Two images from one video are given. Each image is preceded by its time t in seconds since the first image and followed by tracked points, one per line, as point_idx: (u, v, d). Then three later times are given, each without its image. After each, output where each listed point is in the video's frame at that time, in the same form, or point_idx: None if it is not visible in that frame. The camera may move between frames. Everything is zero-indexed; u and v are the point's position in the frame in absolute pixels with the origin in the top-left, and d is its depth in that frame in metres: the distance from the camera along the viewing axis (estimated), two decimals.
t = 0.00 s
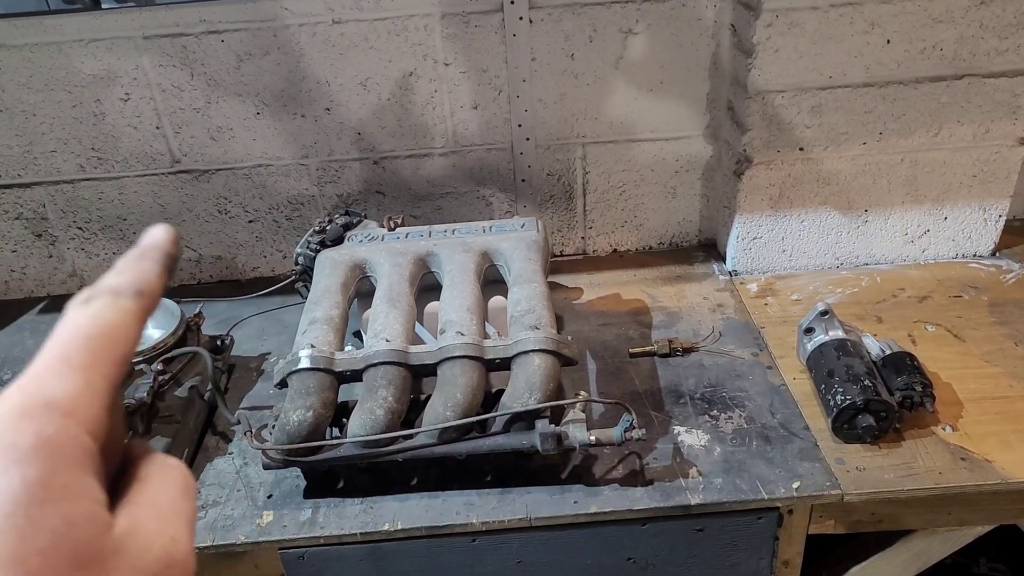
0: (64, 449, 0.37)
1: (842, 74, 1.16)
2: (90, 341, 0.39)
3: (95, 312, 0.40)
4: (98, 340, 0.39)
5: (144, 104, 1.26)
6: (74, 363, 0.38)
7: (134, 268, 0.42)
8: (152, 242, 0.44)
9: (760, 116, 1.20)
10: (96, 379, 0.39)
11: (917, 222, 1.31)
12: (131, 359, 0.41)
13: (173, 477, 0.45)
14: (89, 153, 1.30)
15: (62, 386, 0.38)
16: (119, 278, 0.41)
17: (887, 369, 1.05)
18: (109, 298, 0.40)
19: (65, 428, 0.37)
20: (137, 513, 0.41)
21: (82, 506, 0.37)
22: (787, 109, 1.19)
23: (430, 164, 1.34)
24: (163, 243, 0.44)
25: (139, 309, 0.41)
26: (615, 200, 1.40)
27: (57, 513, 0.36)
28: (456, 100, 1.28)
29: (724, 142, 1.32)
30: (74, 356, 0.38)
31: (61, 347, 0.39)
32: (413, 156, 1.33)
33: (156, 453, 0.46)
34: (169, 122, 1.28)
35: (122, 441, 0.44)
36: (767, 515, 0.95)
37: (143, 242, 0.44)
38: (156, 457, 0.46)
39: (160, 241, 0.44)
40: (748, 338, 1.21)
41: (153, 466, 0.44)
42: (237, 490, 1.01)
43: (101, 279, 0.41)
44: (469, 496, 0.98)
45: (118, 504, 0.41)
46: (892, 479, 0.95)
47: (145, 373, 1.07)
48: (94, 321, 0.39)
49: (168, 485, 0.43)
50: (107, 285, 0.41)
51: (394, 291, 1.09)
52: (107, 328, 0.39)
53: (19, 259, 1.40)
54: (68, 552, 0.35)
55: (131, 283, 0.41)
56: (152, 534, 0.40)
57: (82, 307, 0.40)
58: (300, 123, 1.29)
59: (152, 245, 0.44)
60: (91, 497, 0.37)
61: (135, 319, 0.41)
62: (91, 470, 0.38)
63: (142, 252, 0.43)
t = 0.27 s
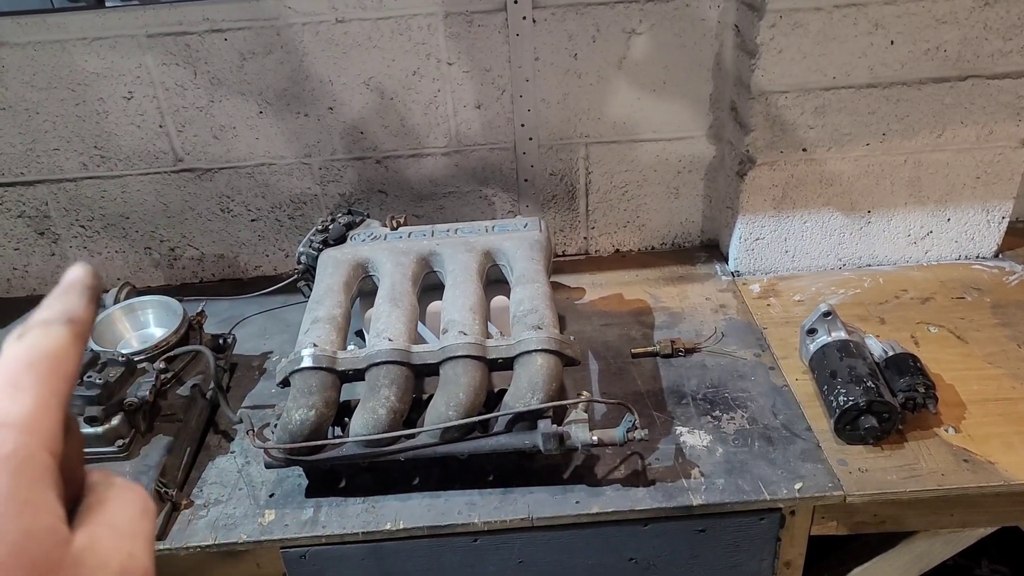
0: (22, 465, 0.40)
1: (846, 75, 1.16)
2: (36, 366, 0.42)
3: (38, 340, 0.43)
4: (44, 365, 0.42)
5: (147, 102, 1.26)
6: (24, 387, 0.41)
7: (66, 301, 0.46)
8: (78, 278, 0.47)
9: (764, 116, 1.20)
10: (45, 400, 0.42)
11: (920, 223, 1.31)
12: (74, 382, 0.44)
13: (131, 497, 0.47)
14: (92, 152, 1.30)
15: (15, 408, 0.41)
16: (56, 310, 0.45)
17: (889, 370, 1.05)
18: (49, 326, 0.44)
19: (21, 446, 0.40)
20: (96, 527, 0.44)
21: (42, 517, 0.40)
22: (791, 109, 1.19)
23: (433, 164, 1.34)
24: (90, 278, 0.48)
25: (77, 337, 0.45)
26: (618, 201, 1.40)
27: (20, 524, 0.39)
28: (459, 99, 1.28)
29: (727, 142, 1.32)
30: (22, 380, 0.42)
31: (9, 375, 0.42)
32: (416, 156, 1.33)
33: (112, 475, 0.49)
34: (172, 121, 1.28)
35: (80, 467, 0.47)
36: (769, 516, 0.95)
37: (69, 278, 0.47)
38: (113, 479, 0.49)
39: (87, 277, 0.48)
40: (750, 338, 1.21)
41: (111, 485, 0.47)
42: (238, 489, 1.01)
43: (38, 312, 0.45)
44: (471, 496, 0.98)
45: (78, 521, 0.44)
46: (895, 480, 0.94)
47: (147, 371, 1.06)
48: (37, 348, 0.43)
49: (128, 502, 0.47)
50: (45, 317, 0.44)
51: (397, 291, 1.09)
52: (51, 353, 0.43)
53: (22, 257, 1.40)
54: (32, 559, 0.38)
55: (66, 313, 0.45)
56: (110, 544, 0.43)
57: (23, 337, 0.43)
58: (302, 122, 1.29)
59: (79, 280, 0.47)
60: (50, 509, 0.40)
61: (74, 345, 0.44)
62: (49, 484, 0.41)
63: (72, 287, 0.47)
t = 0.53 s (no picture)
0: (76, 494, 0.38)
1: (849, 74, 1.16)
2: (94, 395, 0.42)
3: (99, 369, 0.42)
4: (103, 395, 0.42)
5: (148, 100, 1.25)
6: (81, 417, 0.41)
7: (126, 328, 0.44)
8: (141, 306, 0.46)
9: (766, 116, 1.19)
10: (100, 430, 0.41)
11: (923, 223, 1.30)
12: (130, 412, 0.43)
13: (180, 526, 0.45)
14: (93, 150, 1.30)
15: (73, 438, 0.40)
16: (115, 338, 0.44)
17: (892, 371, 1.05)
18: (107, 356, 0.43)
19: (77, 477, 0.39)
20: (146, 556, 0.42)
21: (97, 542, 0.38)
22: (794, 109, 1.19)
23: (434, 163, 1.34)
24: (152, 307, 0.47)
25: (135, 365, 0.43)
26: (619, 200, 1.39)
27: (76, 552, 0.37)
28: (461, 98, 1.28)
29: (729, 142, 1.32)
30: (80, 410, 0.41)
31: (69, 405, 0.41)
32: (418, 155, 1.33)
33: (163, 505, 0.47)
34: (173, 119, 1.27)
35: (134, 498, 0.45)
36: (771, 516, 0.95)
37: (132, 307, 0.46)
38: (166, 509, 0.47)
39: (148, 303, 0.47)
40: (752, 338, 1.21)
41: (163, 514, 0.45)
42: (239, 488, 1.00)
43: (98, 342, 0.44)
44: (472, 496, 0.97)
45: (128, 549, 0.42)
46: (897, 481, 0.94)
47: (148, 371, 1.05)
48: (96, 376, 0.42)
49: (178, 535, 0.44)
50: (104, 347, 0.44)
51: (398, 290, 1.09)
52: (109, 382, 0.42)
53: (22, 255, 1.40)
54: None
55: (127, 341, 0.44)
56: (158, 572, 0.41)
57: (84, 367, 0.43)
58: (304, 120, 1.28)
59: (143, 307, 0.46)
60: (106, 536, 0.38)
61: (134, 374, 0.43)
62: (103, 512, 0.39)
63: (133, 314, 0.45)
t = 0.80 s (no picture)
0: (187, 478, 0.35)
1: (849, 74, 1.16)
2: (233, 366, 0.37)
3: (243, 336, 0.37)
4: (243, 374, 0.37)
5: (149, 100, 1.25)
6: (215, 389, 0.37)
7: (289, 286, 0.39)
8: (318, 258, 0.40)
9: (767, 116, 1.19)
10: (230, 409, 0.37)
11: (923, 223, 1.31)
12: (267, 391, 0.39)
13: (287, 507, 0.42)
14: (94, 150, 1.30)
15: (199, 411, 0.37)
16: (275, 293, 0.38)
17: (893, 371, 1.05)
18: (263, 319, 0.38)
19: (200, 461, 0.36)
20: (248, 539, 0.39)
21: (199, 535, 0.35)
22: (794, 109, 1.19)
23: (435, 163, 1.34)
24: (329, 259, 0.40)
25: (286, 336, 0.38)
26: (620, 200, 1.39)
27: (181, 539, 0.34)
28: (461, 99, 1.28)
29: (729, 142, 1.32)
30: (213, 380, 0.37)
31: (208, 371, 0.37)
32: (419, 155, 1.33)
33: (276, 475, 0.44)
34: (174, 119, 1.27)
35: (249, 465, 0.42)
36: (772, 516, 0.95)
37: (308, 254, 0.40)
38: (279, 479, 0.45)
39: (328, 254, 0.41)
40: (753, 338, 1.21)
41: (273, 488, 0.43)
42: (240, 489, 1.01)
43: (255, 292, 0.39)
44: (473, 496, 0.98)
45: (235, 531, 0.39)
46: (897, 480, 0.94)
47: (149, 370, 1.05)
48: (243, 344, 0.37)
49: (286, 518, 0.42)
50: (260, 305, 0.38)
51: (399, 290, 1.09)
52: (258, 352, 0.37)
53: (23, 255, 1.40)
54: None
55: (290, 301, 0.38)
56: (260, 559, 0.39)
57: (237, 324, 0.38)
58: (305, 120, 1.28)
59: (319, 258, 0.40)
60: (210, 527, 0.36)
61: (285, 345, 0.38)
62: (210, 500, 0.36)
63: (307, 267, 0.39)
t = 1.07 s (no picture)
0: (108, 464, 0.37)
1: (849, 74, 1.16)
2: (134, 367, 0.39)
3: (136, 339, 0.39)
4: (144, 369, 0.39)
5: (147, 100, 1.25)
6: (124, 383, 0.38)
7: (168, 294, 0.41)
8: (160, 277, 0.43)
9: (766, 116, 1.19)
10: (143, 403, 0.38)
11: (922, 223, 1.31)
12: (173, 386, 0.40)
13: (220, 493, 0.45)
14: (93, 149, 1.29)
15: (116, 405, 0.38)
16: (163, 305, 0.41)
17: (892, 371, 1.05)
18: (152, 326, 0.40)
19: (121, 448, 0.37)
20: (183, 527, 0.41)
21: (129, 524, 0.35)
22: (794, 109, 1.19)
23: (434, 163, 1.34)
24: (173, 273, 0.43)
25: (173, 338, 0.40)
26: (619, 200, 1.39)
27: (100, 514, 0.34)
28: (461, 98, 1.28)
29: (729, 142, 1.32)
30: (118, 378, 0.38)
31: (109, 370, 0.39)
32: (418, 154, 1.33)
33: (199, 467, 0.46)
34: (172, 119, 1.27)
35: (173, 460, 0.44)
36: (771, 516, 0.95)
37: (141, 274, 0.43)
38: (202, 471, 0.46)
39: (239, 276, 0.58)
40: (753, 338, 1.21)
41: (203, 479, 0.45)
42: (239, 489, 1.00)
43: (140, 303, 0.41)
44: (473, 496, 0.97)
45: (165, 518, 0.41)
46: (897, 480, 0.94)
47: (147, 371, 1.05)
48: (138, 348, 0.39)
49: (216, 509, 0.44)
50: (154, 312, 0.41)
51: (398, 290, 1.09)
52: (175, 350, 0.45)
53: (21, 255, 1.40)
54: (108, 562, 0.33)
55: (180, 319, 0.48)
56: (195, 545, 0.40)
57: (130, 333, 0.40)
58: (304, 120, 1.28)
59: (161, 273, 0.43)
60: (138, 516, 0.36)
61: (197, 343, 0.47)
62: (136, 488, 0.37)
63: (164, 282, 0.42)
